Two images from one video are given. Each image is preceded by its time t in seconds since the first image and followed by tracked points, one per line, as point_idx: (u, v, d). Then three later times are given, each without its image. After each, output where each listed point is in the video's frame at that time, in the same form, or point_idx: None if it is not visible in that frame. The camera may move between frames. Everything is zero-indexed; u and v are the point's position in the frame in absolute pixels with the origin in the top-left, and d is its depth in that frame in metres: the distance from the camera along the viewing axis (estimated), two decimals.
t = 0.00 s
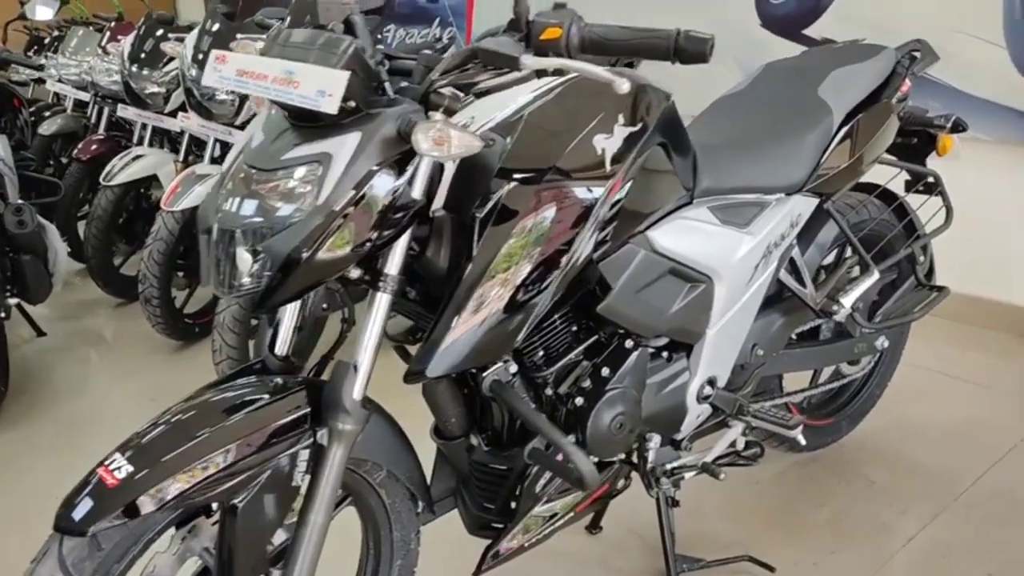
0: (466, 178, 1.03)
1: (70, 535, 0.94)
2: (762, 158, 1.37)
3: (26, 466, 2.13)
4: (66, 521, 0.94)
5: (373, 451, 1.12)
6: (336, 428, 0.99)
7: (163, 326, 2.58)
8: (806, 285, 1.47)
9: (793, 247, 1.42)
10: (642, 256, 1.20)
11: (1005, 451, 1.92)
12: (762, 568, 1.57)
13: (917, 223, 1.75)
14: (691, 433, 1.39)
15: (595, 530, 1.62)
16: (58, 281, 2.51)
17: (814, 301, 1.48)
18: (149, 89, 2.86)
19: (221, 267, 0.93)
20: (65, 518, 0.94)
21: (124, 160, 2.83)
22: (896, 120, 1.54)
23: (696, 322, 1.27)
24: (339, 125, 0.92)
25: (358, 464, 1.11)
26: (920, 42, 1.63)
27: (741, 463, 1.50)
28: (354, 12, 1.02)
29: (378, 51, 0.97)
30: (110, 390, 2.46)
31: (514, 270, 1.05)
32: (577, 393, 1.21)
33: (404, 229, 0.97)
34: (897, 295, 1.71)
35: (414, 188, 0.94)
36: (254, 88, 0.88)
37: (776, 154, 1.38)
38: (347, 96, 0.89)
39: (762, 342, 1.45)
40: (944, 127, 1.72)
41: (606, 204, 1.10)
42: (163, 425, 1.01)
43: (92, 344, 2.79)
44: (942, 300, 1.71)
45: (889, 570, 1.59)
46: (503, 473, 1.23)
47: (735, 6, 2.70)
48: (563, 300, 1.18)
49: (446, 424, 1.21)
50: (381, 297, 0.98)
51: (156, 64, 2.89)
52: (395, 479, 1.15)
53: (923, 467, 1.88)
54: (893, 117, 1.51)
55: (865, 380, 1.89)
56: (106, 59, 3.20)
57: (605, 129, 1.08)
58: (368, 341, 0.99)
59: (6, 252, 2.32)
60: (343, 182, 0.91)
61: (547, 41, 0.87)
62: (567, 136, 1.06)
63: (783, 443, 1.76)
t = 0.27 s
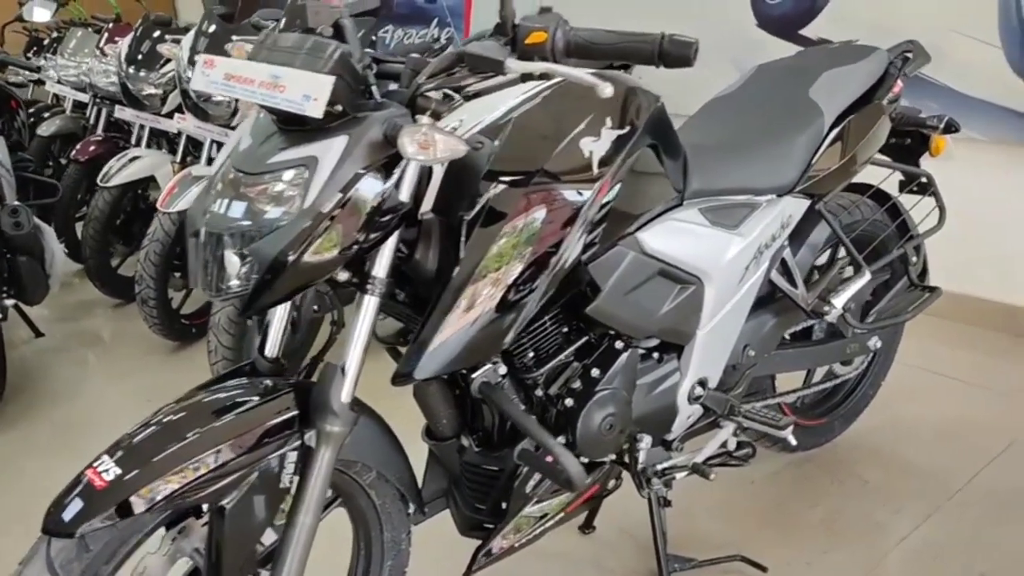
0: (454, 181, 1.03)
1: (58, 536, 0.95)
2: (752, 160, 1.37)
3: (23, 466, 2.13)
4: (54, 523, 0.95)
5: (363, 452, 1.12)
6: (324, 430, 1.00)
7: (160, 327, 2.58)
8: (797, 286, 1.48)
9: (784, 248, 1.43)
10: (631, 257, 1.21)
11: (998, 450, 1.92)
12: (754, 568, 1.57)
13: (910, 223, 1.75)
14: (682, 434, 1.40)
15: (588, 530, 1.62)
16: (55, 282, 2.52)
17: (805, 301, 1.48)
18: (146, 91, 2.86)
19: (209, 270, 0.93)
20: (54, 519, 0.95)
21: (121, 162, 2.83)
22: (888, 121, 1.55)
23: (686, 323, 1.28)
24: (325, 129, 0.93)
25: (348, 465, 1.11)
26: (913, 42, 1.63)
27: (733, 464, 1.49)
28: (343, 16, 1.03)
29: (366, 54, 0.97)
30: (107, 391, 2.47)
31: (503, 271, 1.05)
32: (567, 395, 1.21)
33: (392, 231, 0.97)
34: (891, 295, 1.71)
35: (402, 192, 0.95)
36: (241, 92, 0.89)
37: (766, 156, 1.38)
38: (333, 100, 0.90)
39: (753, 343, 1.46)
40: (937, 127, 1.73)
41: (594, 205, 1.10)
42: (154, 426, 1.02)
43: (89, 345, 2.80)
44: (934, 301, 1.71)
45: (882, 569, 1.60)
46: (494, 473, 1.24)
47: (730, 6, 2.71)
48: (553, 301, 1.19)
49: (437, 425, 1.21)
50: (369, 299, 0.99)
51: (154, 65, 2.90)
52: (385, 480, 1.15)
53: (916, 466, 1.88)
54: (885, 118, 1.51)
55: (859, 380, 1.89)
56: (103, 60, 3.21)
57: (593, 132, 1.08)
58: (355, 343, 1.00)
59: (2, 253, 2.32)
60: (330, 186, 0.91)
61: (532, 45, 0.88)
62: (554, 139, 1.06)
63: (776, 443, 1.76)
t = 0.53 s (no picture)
0: (442, 183, 1.04)
1: (49, 536, 0.95)
2: (742, 163, 1.38)
3: (20, 466, 2.14)
4: (45, 522, 0.95)
5: (353, 454, 1.13)
6: (312, 431, 1.01)
7: (158, 328, 2.59)
8: (788, 288, 1.48)
9: (774, 250, 1.43)
10: (620, 260, 1.21)
11: (991, 451, 1.93)
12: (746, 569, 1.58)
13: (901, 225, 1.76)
14: (672, 436, 1.41)
15: (581, 531, 1.63)
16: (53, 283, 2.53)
17: (796, 304, 1.49)
18: (144, 93, 2.88)
19: (198, 273, 0.94)
20: (45, 519, 0.96)
21: (120, 163, 2.83)
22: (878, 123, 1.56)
23: (676, 326, 1.28)
24: (313, 133, 0.94)
25: (338, 466, 1.12)
26: (903, 45, 1.65)
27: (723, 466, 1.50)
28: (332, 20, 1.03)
29: (354, 59, 0.98)
30: (105, 391, 2.48)
31: (491, 273, 1.06)
32: (557, 396, 1.22)
33: (380, 233, 0.98)
34: (883, 296, 1.72)
35: (390, 196, 0.96)
36: (228, 96, 0.90)
37: (756, 159, 1.39)
38: (320, 104, 0.91)
39: (744, 345, 1.46)
40: (929, 130, 1.73)
41: (581, 207, 1.11)
42: (147, 426, 1.02)
43: (88, 346, 2.81)
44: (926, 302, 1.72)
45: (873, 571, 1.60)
46: (485, 475, 1.24)
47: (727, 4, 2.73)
48: (544, 300, 1.19)
49: (429, 426, 1.22)
50: (357, 301, 1.00)
51: (152, 67, 2.91)
52: (375, 481, 1.16)
53: (909, 468, 1.88)
54: (875, 120, 1.52)
55: (853, 381, 1.90)
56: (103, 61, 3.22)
57: (580, 136, 1.09)
58: (343, 347, 1.01)
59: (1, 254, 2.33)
60: (316, 190, 0.92)
61: (517, 50, 0.89)
62: (540, 143, 1.07)
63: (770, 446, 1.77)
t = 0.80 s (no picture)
0: (431, 186, 1.06)
1: (43, 527, 0.98)
2: (731, 166, 1.39)
3: (23, 463, 2.17)
4: (40, 514, 0.98)
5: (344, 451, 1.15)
6: (302, 427, 1.04)
7: (160, 328, 2.62)
8: (778, 290, 1.50)
9: (763, 252, 1.45)
10: (607, 262, 1.22)
11: (983, 454, 1.94)
12: (735, 568, 1.59)
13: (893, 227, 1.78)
14: (662, 435, 1.42)
15: (573, 530, 1.64)
16: (57, 282, 2.56)
17: (786, 306, 1.51)
18: (149, 95, 2.91)
19: (191, 272, 0.97)
20: (40, 510, 0.98)
21: (125, 165, 2.86)
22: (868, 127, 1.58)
23: (664, 326, 1.30)
24: (301, 137, 0.96)
25: (329, 463, 1.14)
26: (895, 50, 1.67)
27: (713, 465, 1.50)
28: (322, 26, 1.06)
29: (343, 64, 1.00)
30: (107, 390, 2.51)
31: (479, 273, 1.08)
32: (545, 395, 1.24)
33: (368, 233, 1.00)
34: (875, 299, 1.74)
35: (377, 197, 0.99)
36: (218, 100, 0.92)
37: (744, 162, 1.41)
38: (307, 108, 0.93)
39: (733, 347, 1.48)
40: (921, 134, 1.74)
41: (567, 209, 1.12)
42: (142, 420, 1.05)
43: (92, 345, 2.84)
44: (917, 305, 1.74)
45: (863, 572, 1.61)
46: (475, 472, 1.26)
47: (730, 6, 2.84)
48: (533, 299, 1.21)
49: (420, 424, 1.24)
50: (345, 301, 1.03)
51: (156, 70, 2.94)
52: (365, 477, 1.18)
53: (901, 470, 1.90)
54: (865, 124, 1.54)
55: (846, 382, 1.91)
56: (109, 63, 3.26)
57: (565, 140, 1.11)
58: (331, 345, 1.04)
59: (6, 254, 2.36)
60: (304, 191, 0.95)
61: (500, 56, 0.90)
62: (526, 146, 1.09)
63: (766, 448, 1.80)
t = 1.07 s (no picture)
0: (429, 186, 1.08)
1: (49, 514, 1.01)
2: (728, 166, 1.41)
3: (34, 456, 2.21)
4: (46, 502, 1.01)
5: (344, 445, 1.17)
6: (300, 421, 1.06)
7: (170, 325, 2.66)
8: (776, 290, 1.51)
9: (760, 251, 1.47)
10: (602, 262, 1.24)
11: (983, 455, 1.95)
12: (733, 565, 1.61)
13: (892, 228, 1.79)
14: (660, 432, 1.44)
15: (573, 526, 1.66)
16: (70, 279, 2.60)
17: (783, 305, 1.52)
18: (160, 96, 2.94)
19: (193, 269, 0.99)
20: (47, 498, 1.01)
21: (137, 164, 2.90)
22: (866, 127, 1.60)
23: (660, 324, 1.32)
24: (299, 137, 0.99)
25: (328, 456, 1.16)
26: (896, 52, 1.68)
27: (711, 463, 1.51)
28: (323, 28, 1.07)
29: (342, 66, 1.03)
30: (117, 386, 2.54)
31: (476, 269, 1.11)
32: (542, 392, 1.26)
33: (366, 231, 1.03)
34: (874, 299, 1.75)
35: (374, 197, 1.02)
36: (218, 101, 0.94)
37: (741, 162, 1.42)
38: (305, 109, 0.96)
39: (730, 346, 1.50)
40: (920, 135, 1.75)
41: (562, 207, 1.15)
42: (146, 411, 1.07)
43: (102, 342, 2.88)
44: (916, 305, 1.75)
45: (859, 570, 1.63)
46: (473, 468, 1.27)
47: (733, 6, 2.86)
48: (529, 296, 1.23)
49: (419, 419, 1.26)
50: (342, 297, 1.05)
51: (167, 71, 2.98)
52: (364, 471, 1.20)
53: (901, 470, 1.91)
54: (862, 125, 1.56)
55: (847, 382, 1.92)
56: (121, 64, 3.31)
57: (559, 141, 1.14)
58: (330, 340, 1.07)
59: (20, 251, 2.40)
60: (301, 190, 0.97)
61: (493, 58, 0.93)
62: (521, 146, 1.11)
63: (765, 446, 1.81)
